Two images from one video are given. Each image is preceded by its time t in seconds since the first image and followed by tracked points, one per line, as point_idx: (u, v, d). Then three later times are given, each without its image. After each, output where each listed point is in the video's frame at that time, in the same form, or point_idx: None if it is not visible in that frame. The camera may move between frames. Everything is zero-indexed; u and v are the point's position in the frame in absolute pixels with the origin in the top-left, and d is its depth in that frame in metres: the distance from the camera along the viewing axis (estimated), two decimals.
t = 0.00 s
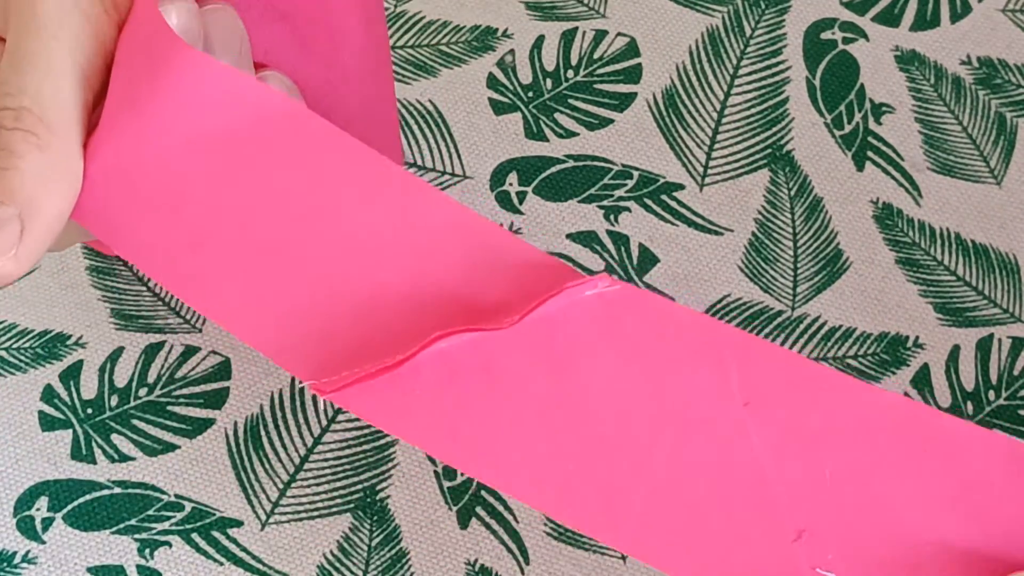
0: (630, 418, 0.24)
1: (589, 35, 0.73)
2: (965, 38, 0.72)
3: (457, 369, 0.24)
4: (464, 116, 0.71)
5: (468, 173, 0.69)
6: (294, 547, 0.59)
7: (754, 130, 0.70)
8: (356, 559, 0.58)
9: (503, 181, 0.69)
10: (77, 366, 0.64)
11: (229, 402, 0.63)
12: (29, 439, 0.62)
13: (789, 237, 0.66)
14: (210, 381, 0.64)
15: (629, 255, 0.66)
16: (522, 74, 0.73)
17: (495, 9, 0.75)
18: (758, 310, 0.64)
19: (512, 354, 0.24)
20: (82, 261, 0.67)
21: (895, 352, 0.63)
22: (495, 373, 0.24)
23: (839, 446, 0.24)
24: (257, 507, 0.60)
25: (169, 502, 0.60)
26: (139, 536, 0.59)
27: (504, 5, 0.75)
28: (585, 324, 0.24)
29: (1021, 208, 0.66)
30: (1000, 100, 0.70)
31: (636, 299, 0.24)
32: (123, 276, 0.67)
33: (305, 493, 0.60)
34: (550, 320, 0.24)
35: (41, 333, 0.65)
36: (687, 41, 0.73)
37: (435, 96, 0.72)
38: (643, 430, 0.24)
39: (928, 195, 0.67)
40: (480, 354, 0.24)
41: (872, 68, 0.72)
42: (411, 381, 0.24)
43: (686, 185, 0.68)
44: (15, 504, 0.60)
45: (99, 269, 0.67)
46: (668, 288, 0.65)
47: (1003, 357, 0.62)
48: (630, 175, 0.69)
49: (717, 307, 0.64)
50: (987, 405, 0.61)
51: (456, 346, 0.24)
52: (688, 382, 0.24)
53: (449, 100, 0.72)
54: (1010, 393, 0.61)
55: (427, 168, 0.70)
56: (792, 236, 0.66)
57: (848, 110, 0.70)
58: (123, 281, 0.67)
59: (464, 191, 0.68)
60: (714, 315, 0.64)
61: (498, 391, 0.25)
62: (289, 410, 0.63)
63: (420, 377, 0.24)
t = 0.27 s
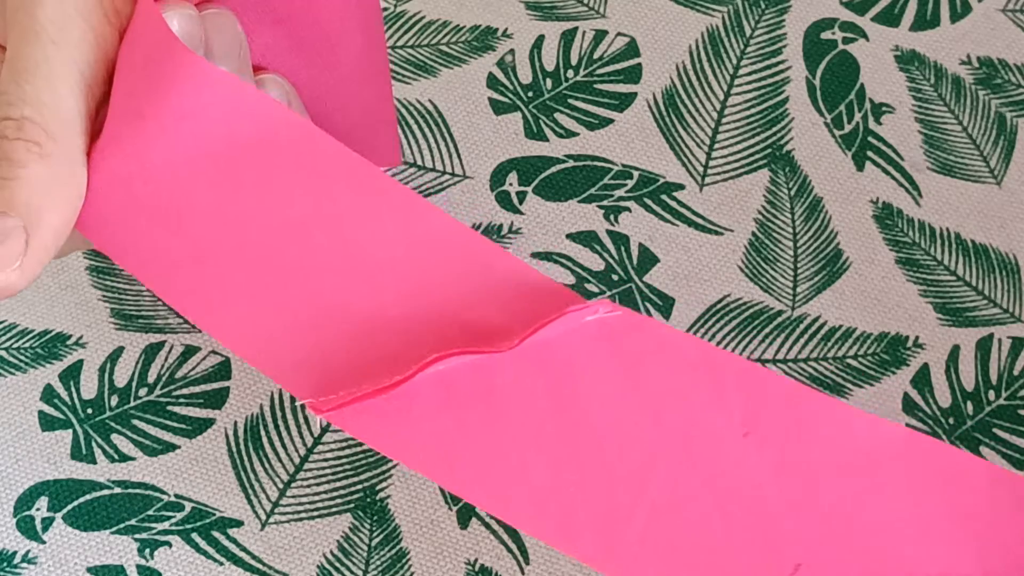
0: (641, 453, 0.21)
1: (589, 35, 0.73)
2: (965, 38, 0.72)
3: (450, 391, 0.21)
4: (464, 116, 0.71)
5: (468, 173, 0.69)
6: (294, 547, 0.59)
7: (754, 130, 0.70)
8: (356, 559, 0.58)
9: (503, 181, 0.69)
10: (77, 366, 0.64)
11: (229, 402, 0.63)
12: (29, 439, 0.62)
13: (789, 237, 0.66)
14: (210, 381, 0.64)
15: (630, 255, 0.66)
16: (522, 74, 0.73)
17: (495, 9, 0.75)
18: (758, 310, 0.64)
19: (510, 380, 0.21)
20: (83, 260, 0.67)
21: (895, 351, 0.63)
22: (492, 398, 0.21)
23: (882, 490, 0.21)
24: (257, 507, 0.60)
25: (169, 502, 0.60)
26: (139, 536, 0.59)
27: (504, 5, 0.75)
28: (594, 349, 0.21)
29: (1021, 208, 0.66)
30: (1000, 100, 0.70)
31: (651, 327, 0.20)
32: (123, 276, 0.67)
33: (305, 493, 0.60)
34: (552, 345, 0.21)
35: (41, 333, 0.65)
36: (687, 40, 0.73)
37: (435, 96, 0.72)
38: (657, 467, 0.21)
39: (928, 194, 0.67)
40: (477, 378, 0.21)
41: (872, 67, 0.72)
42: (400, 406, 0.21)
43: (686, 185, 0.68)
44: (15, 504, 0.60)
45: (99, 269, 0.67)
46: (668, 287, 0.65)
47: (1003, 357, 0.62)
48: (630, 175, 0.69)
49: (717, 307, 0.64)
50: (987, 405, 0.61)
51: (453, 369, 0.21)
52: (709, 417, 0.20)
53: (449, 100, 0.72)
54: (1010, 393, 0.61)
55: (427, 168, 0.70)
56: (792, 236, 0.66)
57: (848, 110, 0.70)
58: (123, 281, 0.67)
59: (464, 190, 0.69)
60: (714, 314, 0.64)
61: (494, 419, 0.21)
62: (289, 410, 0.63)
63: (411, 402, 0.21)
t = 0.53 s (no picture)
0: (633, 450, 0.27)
1: (589, 35, 0.73)
2: (965, 38, 0.72)
3: (461, 397, 0.27)
4: (464, 116, 0.71)
5: (468, 173, 0.69)
6: (294, 547, 0.59)
7: (754, 130, 0.70)
8: (356, 559, 0.58)
9: (503, 181, 0.69)
10: (77, 366, 0.64)
11: (229, 402, 0.63)
12: (29, 439, 0.62)
13: (788, 236, 0.66)
14: (209, 380, 0.64)
15: (629, 255, 0.66)
16: (522, 74, 0.73)
17: (495, 9, 0.75)
18: (758, 309, 0.64)
19: (517, 386, 0.27)
20: (83, 260, 0.67)
21: (895, 351, 0.63)
22: (501, 406, 0.27)
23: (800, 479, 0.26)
24: (256, 507, 0.60)
25: (169, 502, 0.60)
26: (139, 536, 0.59)
27: (504, 5, 0.75)
28: (595, 358, 0.27)
29: (1021, 208, 0.66)
30: (1000, 100, 0.70)
31: (627, 343, 0.27)
32: (123, 276, 0.67)
33: (305, 493, 0.60)
34: (550, 360, 0.27)
35: (41, 333, 0.65)
36: (687, 40, 0.73)
37: (435, 96, 0.72)
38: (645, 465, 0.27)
39: (928, 194, 0.67)
40: (488, 381, 0.27)
41: (872, 68, 0.72)
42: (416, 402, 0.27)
43: (686, 185, 0.68)
44: (15, 504, 0.60)
45: (99, 268, 0.67)
46: (668, 287, 0.65)
47: (1003, 357, 0.62)
48: (630, 174, 0.69)
49: (716, 307, 0.64)
50: (987, 405, 0.61)
51: (465, 369, 0.27)
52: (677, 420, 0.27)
53: (449, 99, 0.72)
54: (1010, 392, 0.61)
55: (427, 168, 0.70)
56: (792, 236, 0.66)
57: (848, 110, 0.70)
58: (123, 281, 0.67)
59: (464, 191, 0.69)
60: (714, 315, 0.64)
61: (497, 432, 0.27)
62: (289, 410, 0.63)
63: (426, 399, 0.27)
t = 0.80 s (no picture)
0: (673, 487, 0.24)
1: (589, 35, 0.73)
2: (964, 38, 0.72)
3: (482, 407, 0.23)
4: (464, 116, 0.71)
5: (467, 173, 0.69)
6: (294, 547, 0.59)
7: (754, 130, 0.70)
8: (356, 559, 0.58)
9: (503, 181, 0.69)
10: (77, 366, 0.64)
11: (228, 402, 0.63)
12: (29, 438, 0.62)
13: (788, 236, 0.66)
14: (209, 380, 0.64)
15: (629, 255, 0.66)
16: (522, 74, 0.73)
17: (495, 9, 0.75)
18: (758, 309, 0.64)
19: (539, 401, 0.23)
20: (82, 260, 0.67)
21: (895, 351, 0.63)
22: (525, 419, 0.24)
23: (872, 510, 0.23)
24: (256, 507, 0.60)
25: (169, 502, 0.60)
26: (139, 536, 0.59)
27: (504, 5, 0.75)
28: (626, 378, 0.23)
29: (1020, 208, 0.66)
30: (1000, 100, 0.70)
31: (686, 349, 0.23)
32: (123, 276, 0.67)
33: (305, 493, 0.60)
34: (591, 366, 0.23)
35: (41, 333, 0.65)
36: (687, 40, 0.73)
37: (435, 96, 0.72)
38: (687, 501, 0.24)
39: (928, 194, 0.67)
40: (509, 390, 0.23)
41: (872, 68, 0.72)
42: (431, 413, 0.23)
43: (686, 185, 0.68)
44: (15, 504, 0.60)
45: (99, 268, 0.67)
46: (667, 288, 0.65)
47: (1003, 357, 0.62)
48: (630, 174, 0.69)
49: (716, 307, 0.64)
50: (987, 405, 0.61)
51: (483, 379, 0.23)
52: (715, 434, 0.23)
53: (449, 99, 0.72)
54: (1010, 392, 0.61)
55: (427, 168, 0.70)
56: (792, 236, 0.66)
57: (848, 110, 0.70)
58: (122, 281, 0.67)
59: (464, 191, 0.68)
60: (714, 315, 0.64)
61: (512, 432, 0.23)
62: (290, 410, 0.63)
63: (443, 411, 0.23)
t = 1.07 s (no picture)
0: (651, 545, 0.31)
1: (589, 35, 0.73)
2: (965, 38, 0.72)
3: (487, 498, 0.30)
4: (464, 116, 0.71)
5: (467, 173, 0.69)
6: (294, 547, 0.59)
7: (753, 130, 0.70)
8: (356, 559, 0.58)
9: (503, 181, 0.69)
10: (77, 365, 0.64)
11: (228, 402, 0.63)
12: (29, 438, 0.62)
13: (789, 236, 0.66)
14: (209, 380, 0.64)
15: (629, 255, 0.66)
16: (522, 74, 0.73)
17: (495, 8, 0.75)
18: (758, 309, 0.64)
19: (548, 486, 0.30)
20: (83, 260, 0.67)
21: (895, 351, 0.63)
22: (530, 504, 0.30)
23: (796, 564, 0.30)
24: (256, 507, 0.60)
25: (169, 502, 0.60)
26: (139, 536, 0.59)
27: (504, 5, 0.75)
28: (627, 468, 0.30)
29: (1021, 208, 0.66)
30: (1000, 100, 0.70)
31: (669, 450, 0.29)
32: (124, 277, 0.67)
33: (305, 493, 0.60)
34: (589, 462, 0.29)
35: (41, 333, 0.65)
36: (687, 40, 0.73)
37: (434, 95, 0.72)
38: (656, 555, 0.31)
39: (928, 194, 0.67)
40: (513, 484, 0.30)
41: (872, 67, 0.72)
42: (443, 497, 0.30)
43: (686, 185, 0.68)
44: (15, 504, 0.60)
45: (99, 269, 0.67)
46: (667, 287, 0.65)
47: (1003, 357, 0.62)
48: (630, 174, 0.69)
49: (716, 307, 0.64)
50: (987, 405, 0.61)
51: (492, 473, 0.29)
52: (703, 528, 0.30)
53: (449, 99, 0.72)
54: (1010, 392, 0.61)
55: (427, 168, 0.70)
56: (792, 236, 0.66)
57: (848, 110, 0.70)
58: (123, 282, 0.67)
59: (464, 190, 0.68)
60: (714, 315, 0.64)
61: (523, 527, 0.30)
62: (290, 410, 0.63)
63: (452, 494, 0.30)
